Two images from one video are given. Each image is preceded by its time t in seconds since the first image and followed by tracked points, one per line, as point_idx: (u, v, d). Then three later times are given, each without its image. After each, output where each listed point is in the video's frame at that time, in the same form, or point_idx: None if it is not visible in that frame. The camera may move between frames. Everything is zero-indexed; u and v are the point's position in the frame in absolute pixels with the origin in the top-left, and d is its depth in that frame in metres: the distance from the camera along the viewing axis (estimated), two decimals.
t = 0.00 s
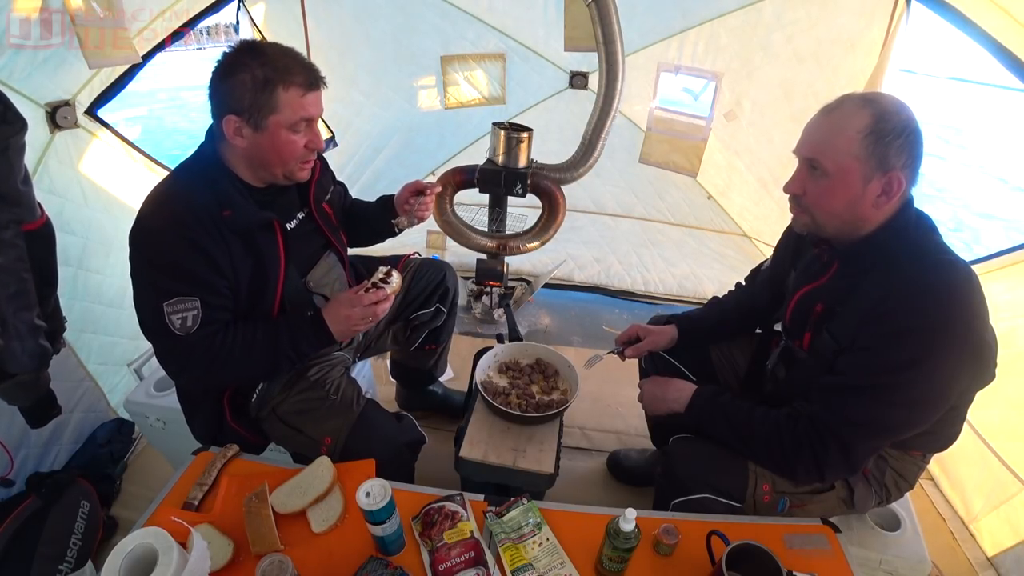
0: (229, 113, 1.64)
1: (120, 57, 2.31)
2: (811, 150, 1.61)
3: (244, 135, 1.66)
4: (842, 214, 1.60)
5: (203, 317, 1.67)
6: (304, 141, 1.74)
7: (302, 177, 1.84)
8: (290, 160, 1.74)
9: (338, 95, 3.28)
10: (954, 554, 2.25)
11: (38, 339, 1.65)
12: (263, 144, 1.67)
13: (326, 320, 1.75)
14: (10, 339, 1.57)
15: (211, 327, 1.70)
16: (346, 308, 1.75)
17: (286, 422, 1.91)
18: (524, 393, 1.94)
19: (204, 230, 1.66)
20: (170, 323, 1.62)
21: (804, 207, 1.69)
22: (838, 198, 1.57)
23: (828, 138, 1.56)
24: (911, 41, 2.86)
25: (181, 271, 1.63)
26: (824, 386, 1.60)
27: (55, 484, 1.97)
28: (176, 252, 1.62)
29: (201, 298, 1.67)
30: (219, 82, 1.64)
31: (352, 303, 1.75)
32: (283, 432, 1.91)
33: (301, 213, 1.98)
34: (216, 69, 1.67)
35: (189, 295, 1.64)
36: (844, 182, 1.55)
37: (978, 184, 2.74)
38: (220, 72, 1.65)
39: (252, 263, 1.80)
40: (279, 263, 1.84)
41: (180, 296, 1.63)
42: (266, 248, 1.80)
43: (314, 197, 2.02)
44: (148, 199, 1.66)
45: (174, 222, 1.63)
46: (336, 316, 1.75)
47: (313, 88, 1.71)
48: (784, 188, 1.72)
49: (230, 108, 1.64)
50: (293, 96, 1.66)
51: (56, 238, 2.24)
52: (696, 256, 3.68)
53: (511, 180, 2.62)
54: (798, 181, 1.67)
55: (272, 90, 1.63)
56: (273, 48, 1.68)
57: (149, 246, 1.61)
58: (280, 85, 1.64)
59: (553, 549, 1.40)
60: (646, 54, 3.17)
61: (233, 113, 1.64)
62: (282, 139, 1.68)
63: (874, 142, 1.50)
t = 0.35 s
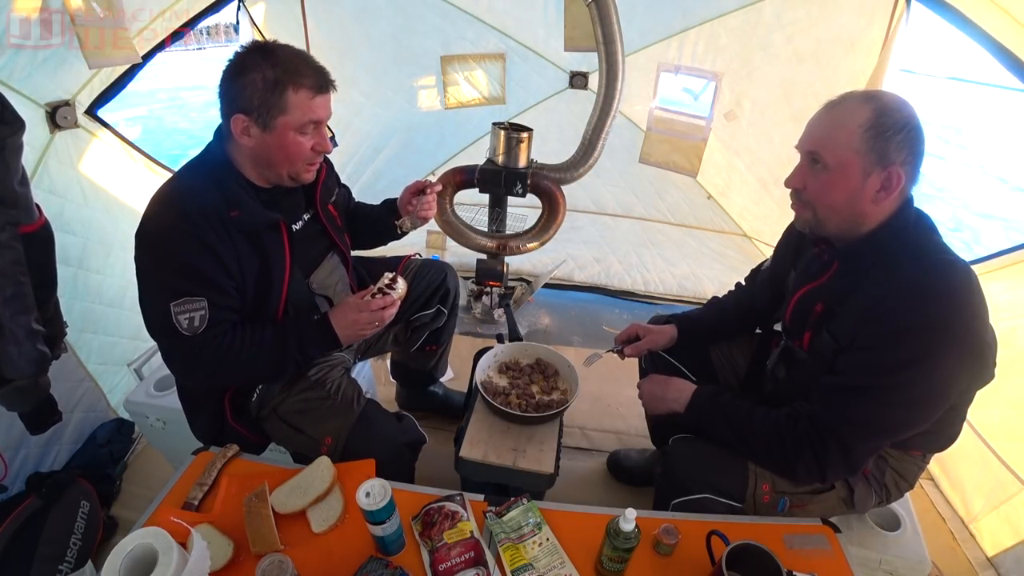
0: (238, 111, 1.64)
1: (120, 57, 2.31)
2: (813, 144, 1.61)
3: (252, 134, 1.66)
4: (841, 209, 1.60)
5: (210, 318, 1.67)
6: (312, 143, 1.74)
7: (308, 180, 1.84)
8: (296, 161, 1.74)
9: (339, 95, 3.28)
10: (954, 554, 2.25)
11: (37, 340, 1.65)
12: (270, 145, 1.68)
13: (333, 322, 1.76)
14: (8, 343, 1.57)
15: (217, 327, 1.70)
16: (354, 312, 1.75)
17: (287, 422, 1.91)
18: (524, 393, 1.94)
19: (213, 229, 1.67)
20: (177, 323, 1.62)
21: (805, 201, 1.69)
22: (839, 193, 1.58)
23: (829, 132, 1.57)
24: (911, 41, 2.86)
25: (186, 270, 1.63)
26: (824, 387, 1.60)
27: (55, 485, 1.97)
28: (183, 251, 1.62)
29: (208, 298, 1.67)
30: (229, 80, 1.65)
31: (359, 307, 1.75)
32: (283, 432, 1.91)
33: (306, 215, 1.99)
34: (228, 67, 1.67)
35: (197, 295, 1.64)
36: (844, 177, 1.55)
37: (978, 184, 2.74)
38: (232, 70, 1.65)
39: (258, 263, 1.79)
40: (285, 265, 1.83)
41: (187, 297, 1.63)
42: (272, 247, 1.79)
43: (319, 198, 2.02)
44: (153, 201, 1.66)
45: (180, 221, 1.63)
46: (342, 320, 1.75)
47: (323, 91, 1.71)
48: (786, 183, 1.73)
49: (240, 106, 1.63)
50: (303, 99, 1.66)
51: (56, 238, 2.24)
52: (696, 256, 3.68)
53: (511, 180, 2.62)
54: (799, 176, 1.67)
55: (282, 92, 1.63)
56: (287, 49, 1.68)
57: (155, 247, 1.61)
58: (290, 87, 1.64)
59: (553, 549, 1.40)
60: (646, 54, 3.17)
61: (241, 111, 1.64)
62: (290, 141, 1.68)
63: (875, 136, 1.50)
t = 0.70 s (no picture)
0: (237, 115, 1.64)
1: (120, 57, 2.31)
2: (801, 147, 1.60)
3: (248, 138, 1.66)
4: (838, 207, 1.59)
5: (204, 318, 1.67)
6: (308, 155, 1.74)
7: (300, 189, 1.85)
8: (289, 171, 1.74)
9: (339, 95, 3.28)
10: (954, 554, 2.25)
11: (38, 340, 1.65)
12: (265, 151, 1.68)
13: (325, 315, 1.73)
14: (9, 343, 1.57)
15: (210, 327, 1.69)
16: (345, 301, 1.73)
17: (286, 421, 1.91)
18: (524, 393, 1.94)
19: (207, 231, 1.66)
20: (171, 323, 1.63)
21: (803, 206, 1.68)
22: (833, 193, 1.57)
23: (815, 134, 1.57)
24: (911, 41, 2.86)
25: (185, 270, 1.63)
26: (823, 390, 1.60)
27: (55, 485, 1.97)
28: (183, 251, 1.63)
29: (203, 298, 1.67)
30: (232, 83, 1.65)
31: (349, 294, 1.74)
32: (282, 431, 1.91)
33: (306, 215, 1.99)
34: (233, 69, 1.67)
35: (191, 295, 1.64)
36: (835, 175, 1.54)
37: (978, 184, 2.74)
38: (235, 73, 1.65)
39: (257, 262, 1.79)
40: (284, 265, 1.84)
41: (181, 297, 1.63)
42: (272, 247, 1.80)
43: (319, 198, 2.02)
44: (153, 201, 1.66)
45: (179, 221, 1.63)
46: (333, 311, 1.73)
47: (324, 105, 1.70)
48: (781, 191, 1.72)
49: (239, 111, 1.64)
50: (302, 111, 1.66)
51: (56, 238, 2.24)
52: (696, 256, 3.69)
53: (511, 180, 2.62)
54: (793, 182, 1.67)
55: (282, 103, 1.63)
56: (294, 58, 1.68)
57: (154, 246, 1.62)
58: (290, 98, 1.63)
59: (553, 549, 1.40)
60: (646, 54, 3.17)
61: (240, 115, 1.64)
62: (286, 149, 1.68)
63: (858, 133, 1.50)
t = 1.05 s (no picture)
0: (229, 118, 1.67)
1: (120, 57, 2.31)
2: (784, 157, 1.60)
3: (243, 139, 1.69)
4: (823, 215, 1.59)
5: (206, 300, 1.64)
6: (302, 148, 1.74)
7: (301, 186, 1.87)
8: (287, 167, 1.76)
9: (339, 95, 3.28)
10: (954, 554, 2.25)
11: (40, 340, 1.65)
12: (261, 150, 1.69)
13: (307, 250, 1.60)
14: (12, 341, 1.58)
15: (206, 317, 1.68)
16: (331, 236, 1.61)
17: (286, 422, 1.90)
18: (524, 393, 1.94)
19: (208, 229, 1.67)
20: (171, 305, 1.60)
21: (788, 214, 1.68)
22: (817, 201, 1.56)
23: (796, 143, 1.57)
24: (911, 41, 2.86)
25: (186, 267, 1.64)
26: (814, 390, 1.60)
27: (55, 484, 1.97)
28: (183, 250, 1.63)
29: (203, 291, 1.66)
30: (221, 85, 1.68)
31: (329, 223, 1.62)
32: (281, 431, 1.90)
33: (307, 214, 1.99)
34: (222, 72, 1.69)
35: (193, 277, 1.63)
36: (818, 184, 1.54)
37: (978, 184, 2.79)
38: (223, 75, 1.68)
39: (258, 260, 1.81)
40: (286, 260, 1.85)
41: (183, 280, 1.61)
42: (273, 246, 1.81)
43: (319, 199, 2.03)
44: (153, 202, 1.66)
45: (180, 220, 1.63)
46: (316, 244, 1.61)
47: (309, 91, 1.70)
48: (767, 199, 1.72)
49: (230, 114, 1.67)
50: (286, 100, 1.65)
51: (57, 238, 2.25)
52: (696, 256, 3.69)
53: (511, 180, 2.63)
54: (777, 190, 1.66)
55: (264, 95, 1.64)
56: (276, 53, 1.68)
57: (155, 245, 1.62)
58: (273, 90, 1.64)
59: (553, 549, 1.40)
60: (646, 54, 3.17)
61: (232, 117, 1.67)
62: (279, 143, 1.69)
63: (838, 140, 1.49)
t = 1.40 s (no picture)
0: (222, 123, 1.69)
1: (120, 57, 2.31)
2: (771, 176, 1.59)
3: (240, 142, 1.71)
4: (819, 227, 1.59)
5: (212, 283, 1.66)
6: (296, 143, 1.75)
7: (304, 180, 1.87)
8: (285, 162, 1.76)
9: (339, 95, 3.28)
10: (954, 554, 2.25)
11: (40, 339, 1.65)
12: (258, 150, 1.72)
13: (302, 224, 1.65)
14: (11, 340, 1.58)
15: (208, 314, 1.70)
16: (319, 200, 1.66)
17: (286, 422, 1.90)
18: (524, 393, 1.94)
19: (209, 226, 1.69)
20: (178, 292, 1.62)
21: (784, 229, 1.67)
22: (812, 214, 1.56)
23: (781, 161, 1.56)
24: (911, 41, 2.85)
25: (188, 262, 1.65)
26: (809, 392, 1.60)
27: (56, 484, 1.97)
28: (183, 250, 1.64)
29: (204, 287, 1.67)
30: (211, 92, 1.69)
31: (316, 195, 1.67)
32: (282, 431, 1.90)
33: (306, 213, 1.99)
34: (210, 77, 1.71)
35: (197, 263, 1.64)
36: (810, 198, 1.54)
37: (978, 184, 2.75)
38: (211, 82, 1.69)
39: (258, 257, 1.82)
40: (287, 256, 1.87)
41: (188, 267, 1.63)
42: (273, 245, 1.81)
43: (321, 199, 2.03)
44: (153, 202, 1.67)
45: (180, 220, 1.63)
46: (308, 217, 1.66)
47: (297, 86, 1.70)
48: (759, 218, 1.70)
49: (222, 119, 1.68)
50: (275, 99, 1.66)
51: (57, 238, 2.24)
52: (696, 256, 3.69)
53: (511, 180, 2.63)
54: (769, 209, 1.65)
55: (253, 96, 1.64)
56: (258, 54, 1.68)
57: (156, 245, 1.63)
58: (260, 90, 1.64)
59: (553, 549, 1.40)
60: (646, 54, 3.17)
61: (225, 122, 1.69)
62: (272, 142, 1.70)
63: (825, 153, 1.50)
